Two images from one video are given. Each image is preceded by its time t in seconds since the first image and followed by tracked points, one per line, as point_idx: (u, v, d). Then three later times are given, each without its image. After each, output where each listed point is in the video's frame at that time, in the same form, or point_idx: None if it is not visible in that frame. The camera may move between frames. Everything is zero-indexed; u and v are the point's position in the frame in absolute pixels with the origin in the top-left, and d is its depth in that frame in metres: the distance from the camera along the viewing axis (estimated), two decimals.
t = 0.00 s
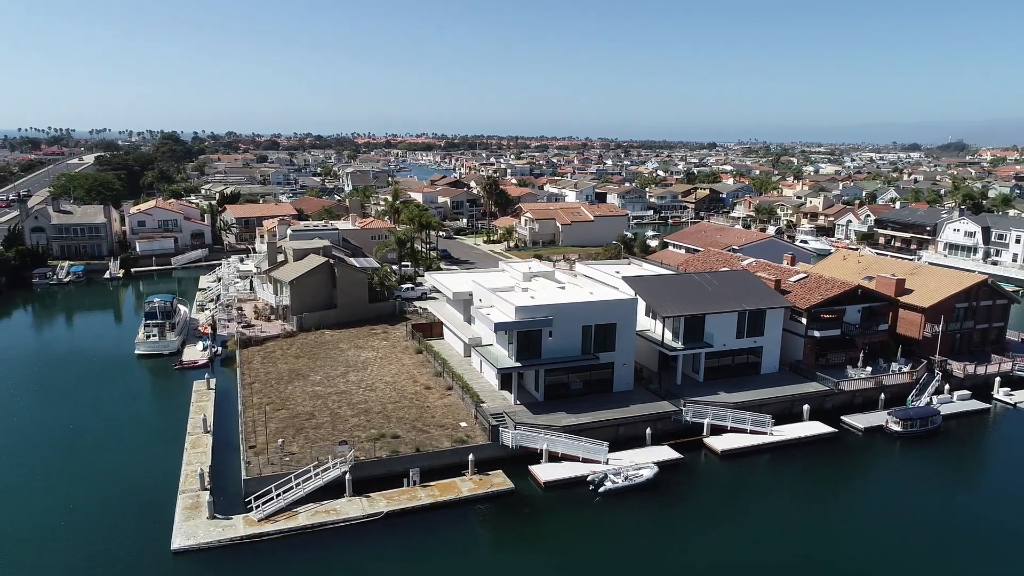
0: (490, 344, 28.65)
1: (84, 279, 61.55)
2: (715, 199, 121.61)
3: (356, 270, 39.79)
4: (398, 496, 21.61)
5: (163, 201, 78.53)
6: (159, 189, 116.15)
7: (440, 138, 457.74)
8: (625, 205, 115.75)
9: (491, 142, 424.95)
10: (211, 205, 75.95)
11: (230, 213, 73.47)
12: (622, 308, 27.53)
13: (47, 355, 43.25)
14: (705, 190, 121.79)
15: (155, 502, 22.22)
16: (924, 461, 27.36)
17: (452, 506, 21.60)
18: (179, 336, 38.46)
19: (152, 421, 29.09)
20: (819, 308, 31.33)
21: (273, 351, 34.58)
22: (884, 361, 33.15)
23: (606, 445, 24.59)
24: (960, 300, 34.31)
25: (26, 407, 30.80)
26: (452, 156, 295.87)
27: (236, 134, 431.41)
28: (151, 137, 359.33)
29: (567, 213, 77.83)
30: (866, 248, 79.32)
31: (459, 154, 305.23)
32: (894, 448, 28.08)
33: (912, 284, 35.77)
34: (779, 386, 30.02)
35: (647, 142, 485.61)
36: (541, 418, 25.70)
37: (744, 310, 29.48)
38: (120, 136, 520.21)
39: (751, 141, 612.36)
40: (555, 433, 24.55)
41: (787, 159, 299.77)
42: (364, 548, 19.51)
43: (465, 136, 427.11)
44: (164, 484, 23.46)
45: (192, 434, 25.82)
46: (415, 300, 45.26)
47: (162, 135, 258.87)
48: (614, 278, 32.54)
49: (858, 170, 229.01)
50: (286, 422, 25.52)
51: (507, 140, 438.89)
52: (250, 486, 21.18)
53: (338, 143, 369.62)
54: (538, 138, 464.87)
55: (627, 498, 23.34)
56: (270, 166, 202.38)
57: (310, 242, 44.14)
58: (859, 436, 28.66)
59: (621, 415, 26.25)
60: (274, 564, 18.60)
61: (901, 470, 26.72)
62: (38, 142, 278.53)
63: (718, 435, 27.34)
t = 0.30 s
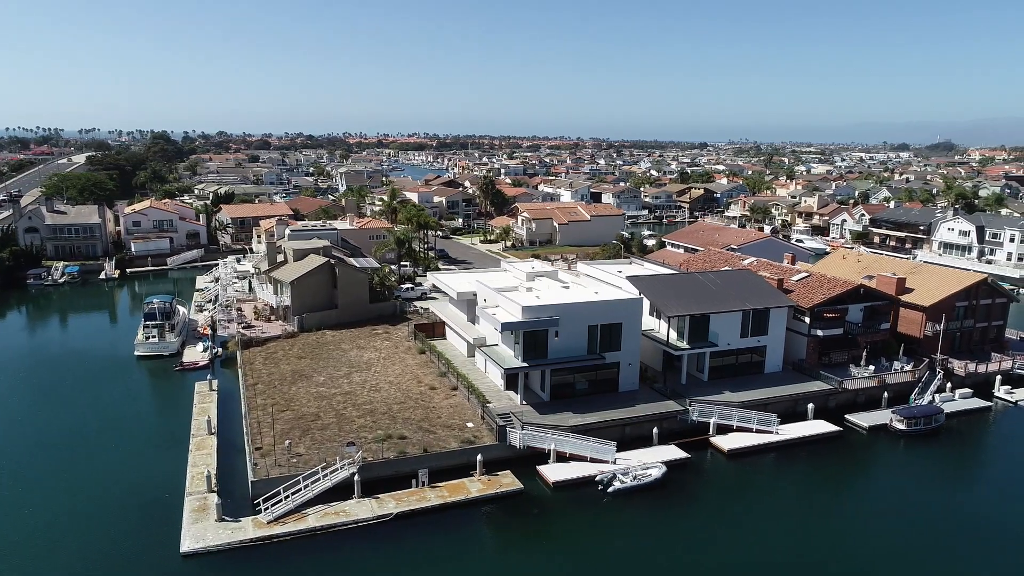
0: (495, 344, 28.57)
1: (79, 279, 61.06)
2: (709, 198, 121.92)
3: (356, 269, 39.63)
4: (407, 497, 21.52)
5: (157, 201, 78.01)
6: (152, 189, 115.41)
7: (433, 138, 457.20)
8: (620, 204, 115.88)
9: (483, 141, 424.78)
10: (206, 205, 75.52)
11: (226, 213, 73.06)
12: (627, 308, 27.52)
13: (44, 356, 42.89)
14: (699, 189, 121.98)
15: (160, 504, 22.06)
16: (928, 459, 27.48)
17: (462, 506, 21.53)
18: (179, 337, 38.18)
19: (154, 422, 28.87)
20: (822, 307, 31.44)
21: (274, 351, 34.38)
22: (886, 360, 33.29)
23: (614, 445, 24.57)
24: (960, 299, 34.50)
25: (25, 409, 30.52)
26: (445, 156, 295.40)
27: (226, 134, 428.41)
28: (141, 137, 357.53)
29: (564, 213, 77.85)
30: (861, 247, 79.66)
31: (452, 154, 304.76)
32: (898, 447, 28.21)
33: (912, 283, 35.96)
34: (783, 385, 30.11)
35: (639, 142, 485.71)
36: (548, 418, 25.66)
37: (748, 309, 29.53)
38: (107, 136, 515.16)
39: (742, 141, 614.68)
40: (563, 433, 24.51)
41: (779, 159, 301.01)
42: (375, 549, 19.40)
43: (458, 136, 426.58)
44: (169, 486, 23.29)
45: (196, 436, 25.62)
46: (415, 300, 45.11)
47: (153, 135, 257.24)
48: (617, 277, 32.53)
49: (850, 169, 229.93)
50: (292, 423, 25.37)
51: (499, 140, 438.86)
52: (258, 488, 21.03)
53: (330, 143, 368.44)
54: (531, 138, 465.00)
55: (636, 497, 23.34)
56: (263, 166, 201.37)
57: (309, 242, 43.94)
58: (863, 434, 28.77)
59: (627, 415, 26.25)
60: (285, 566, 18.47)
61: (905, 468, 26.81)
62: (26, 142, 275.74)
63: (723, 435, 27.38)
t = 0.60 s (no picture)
0: (500, 344, 28.52)
1: (74, 280, 60.57)
2: (704, 198, 122.22)
3: (357, 270, 39.45)
4: (416, 499, 21.43)
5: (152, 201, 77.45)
6: (144, 189, 114.57)
7: (426, 138, 456.67)
8: (616, 204, 115.94)
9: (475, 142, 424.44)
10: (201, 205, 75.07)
11: (221, 213, 72.66)
12: (633, 308, 27.50)
13: (41, 357, 42.54)
14: (694, 189, 122.22)
15: (167, 507, 21.90)
16: (931, 456, 27.61)
17: (471, 507, 21.46)
18: (178, 338, 37.89)
19: (157, 424, 28.67)
20: (825, 306, 31.55)
21: (276, 352, 34.18)
22: (888, 358, 33.41)
23: (621, 446, 24.57)
24: (960, 298, 34.67)
25: (26, 411, 30.23)
26: (438, 155, 294.86)
27: (218, 134, 426.17)
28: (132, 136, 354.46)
29: (560, 212, 77.84)
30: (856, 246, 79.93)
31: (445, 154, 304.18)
32: (901, 445, 28.34)
33: (912, 282, 36.14)
34: (787, 384, 30.20)
35: (633, 142, 486.49)
36: (555, 418, 25.63)
37: (752, 309, 29.58)
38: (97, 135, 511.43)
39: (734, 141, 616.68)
40: (571, 433, 24.49)
41: (771, 159, 302.17)
42: (387, 551, 19.30)
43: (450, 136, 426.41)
44: (175, 488, 23.14)
45: (201, 438, 25.48)
46: (415, 300, 44.99)
47: (144, 135, 255.38)
48: (621, 277, 32.50)
49: (842, 169, 230.91)
50: (297, 425, 25.20)
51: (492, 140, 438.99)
52: (267, 490, 20.89)
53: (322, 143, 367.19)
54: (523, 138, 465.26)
55: (644, 497, 23.33)
56: (256, 166, 200.26)
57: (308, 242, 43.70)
58: (867, 433, 28.91)
59: (634, 414, 26.26)
60: (296, 569, 18.33)
61: (907, 467, 26.88)
62: (16, 142, 273.55)
63: (729, 434, 27.43)
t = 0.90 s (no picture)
0: (504, 344, 28.44)
1: (68, 281, 60.00)
2: (697, 198, 122.56)
3: (357, 270, 39.26)
4: (424, 500, 21.33)
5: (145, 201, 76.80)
6: (136, 189, 113.58)
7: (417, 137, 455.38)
8: (609, 203, 116.07)
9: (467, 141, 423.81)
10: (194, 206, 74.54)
11: (216, 213, 72.18)
12: (637, 307, 27.50)
13: (36, 359, 42.11)
14: (687, 189, 122.58)
15: (172, 509, 21.70)
16: (933, 454, 27.75)
17: (479, 508, 21.39)
18: (176, 339, 37.55)
19: (159, 426, 28.42)
20: (826, 306, 31.67)
21: (276, 353, 33.97)
22: (888, 357, 33.57)
23: (628, 446, 24.56)
24: (959, 297, 34.89)
25: (24, 414, 29.88)
26: (430, 155, 294.19)
27: (207, 133, 423.45)
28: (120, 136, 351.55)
29: (556, 212, 77.83)
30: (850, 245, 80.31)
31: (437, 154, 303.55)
32: (904, 443, 28.49)
33: (911, 281, 36.35)
34: (789, 383, 30.29)
35: (623, 143, 486.44)
36: (562, 419, 25.59)
37: (755, 308, 29.64)
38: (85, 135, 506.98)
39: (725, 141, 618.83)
40: (577, 433, 24.46)
41: (762, 159, 303.53)
42: (397, 554, 19.19)
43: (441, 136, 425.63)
44: (180, 491, 22.93)
45: (203, 441, 25.27)
46: (414, 300, 44.87)
47: (133, 134, 253.29)
48: (624, 277, 32.49)
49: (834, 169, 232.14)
50: (301, 427, 25.03)
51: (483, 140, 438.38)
52: (274, 493, 20.73)
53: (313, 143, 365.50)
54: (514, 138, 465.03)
55: (651, 497, 23.32)
56: (247, 166, 199.01)
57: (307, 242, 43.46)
58: (870, 431, 29.04)
59: (639, 414, 26.26)
60: (305, 572, 18.19)
61: (909, 465, 26.96)
62: (1, 142, 269.97)
63: (734, 434, 27.48)
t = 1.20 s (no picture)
0: (509, 345, 28.37)
1: (61, 283, 59.48)
2: (691, 197, 122.87)
3: (356, 271, 39.07)
4: (433, 502, 21.23)
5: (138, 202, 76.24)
6: (127, 189, 112.74)
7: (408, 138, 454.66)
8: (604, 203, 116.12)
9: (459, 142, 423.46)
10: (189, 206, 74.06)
11: (210, 213, 71.72)
12: (641, 307, 27.49)
13: (31, 360, 41.71)
14: (681, 189, 122.84)
15: (177, 513, 21.46)
16: (936, 453, 27.83)
17: (489, 509, 21.30)
18: (175, 340, 37.25)
19: (159, 428, 28.18)
20: (828, 305, 31.80)
21: (277, 354, 33.78)
22: (889, 356, 33.72)
23: (635, 446, 24.54)
24: (958, 296, 35.05)
25: (24, 416, 29.58)
26: (423, 155, 293.71)
27: (198, 133, 421.02)
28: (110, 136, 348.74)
29: (552, 212, 77.79)
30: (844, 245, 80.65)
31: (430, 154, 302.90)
32: (907, 442, 28.63)
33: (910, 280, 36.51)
34: (792, 382, 30.37)
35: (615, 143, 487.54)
36: (568, 419, 25.54)
37: (758, 308, 29.72)
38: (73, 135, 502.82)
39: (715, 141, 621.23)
40: (584, 434, 24.41)
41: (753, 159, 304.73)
42: (406, 556, 19.06)
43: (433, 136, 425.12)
44: (184, 493, 22.73)
45: (208, 443, 25.11)
46: (414, 301, 44.70)
47: (122, 135, 251.03)
48: (626, 276, 32.47)
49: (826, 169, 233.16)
50: (305, 428, 24.87)
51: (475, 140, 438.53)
52: (281, 495, 20.57)
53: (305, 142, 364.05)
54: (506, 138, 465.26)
55: (659, 497, 23.30)
56: (238, 167, 197.83)
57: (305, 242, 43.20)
58: (873, 430, 29.16)
59: (645, 414, 26.24)
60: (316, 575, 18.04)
61: (912, 464, 27.02)
62: None
63: (739, 433, 27.52)
